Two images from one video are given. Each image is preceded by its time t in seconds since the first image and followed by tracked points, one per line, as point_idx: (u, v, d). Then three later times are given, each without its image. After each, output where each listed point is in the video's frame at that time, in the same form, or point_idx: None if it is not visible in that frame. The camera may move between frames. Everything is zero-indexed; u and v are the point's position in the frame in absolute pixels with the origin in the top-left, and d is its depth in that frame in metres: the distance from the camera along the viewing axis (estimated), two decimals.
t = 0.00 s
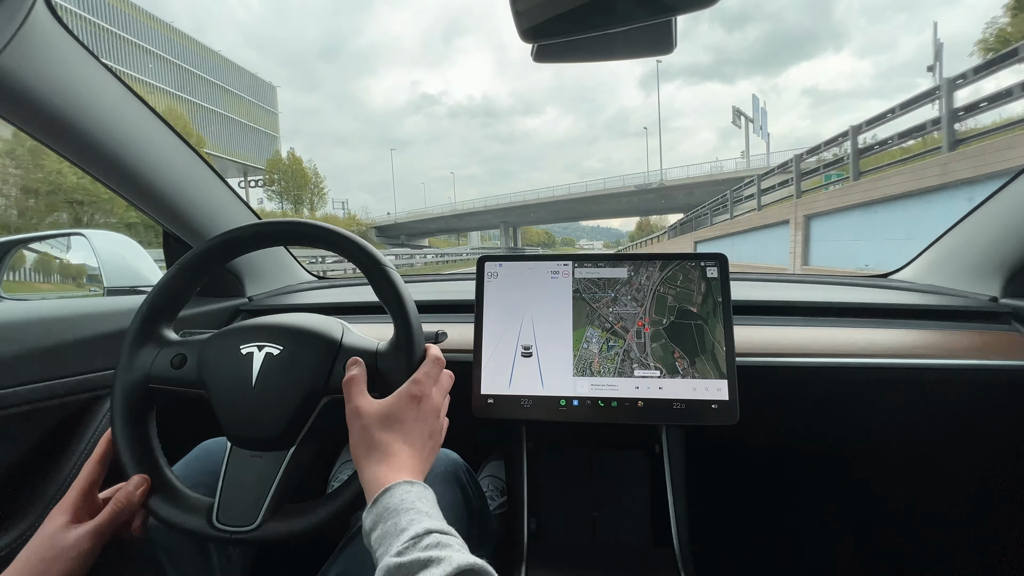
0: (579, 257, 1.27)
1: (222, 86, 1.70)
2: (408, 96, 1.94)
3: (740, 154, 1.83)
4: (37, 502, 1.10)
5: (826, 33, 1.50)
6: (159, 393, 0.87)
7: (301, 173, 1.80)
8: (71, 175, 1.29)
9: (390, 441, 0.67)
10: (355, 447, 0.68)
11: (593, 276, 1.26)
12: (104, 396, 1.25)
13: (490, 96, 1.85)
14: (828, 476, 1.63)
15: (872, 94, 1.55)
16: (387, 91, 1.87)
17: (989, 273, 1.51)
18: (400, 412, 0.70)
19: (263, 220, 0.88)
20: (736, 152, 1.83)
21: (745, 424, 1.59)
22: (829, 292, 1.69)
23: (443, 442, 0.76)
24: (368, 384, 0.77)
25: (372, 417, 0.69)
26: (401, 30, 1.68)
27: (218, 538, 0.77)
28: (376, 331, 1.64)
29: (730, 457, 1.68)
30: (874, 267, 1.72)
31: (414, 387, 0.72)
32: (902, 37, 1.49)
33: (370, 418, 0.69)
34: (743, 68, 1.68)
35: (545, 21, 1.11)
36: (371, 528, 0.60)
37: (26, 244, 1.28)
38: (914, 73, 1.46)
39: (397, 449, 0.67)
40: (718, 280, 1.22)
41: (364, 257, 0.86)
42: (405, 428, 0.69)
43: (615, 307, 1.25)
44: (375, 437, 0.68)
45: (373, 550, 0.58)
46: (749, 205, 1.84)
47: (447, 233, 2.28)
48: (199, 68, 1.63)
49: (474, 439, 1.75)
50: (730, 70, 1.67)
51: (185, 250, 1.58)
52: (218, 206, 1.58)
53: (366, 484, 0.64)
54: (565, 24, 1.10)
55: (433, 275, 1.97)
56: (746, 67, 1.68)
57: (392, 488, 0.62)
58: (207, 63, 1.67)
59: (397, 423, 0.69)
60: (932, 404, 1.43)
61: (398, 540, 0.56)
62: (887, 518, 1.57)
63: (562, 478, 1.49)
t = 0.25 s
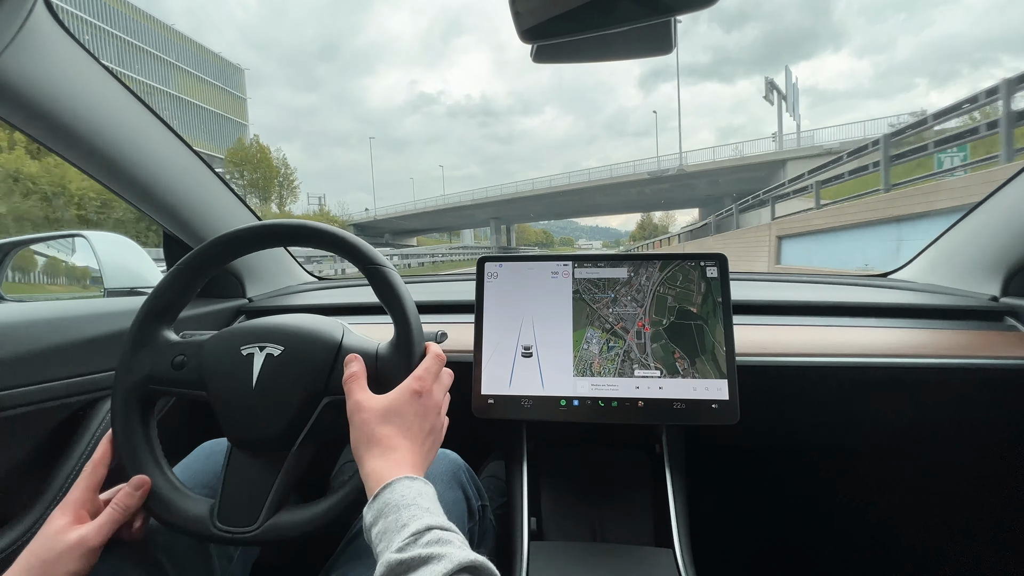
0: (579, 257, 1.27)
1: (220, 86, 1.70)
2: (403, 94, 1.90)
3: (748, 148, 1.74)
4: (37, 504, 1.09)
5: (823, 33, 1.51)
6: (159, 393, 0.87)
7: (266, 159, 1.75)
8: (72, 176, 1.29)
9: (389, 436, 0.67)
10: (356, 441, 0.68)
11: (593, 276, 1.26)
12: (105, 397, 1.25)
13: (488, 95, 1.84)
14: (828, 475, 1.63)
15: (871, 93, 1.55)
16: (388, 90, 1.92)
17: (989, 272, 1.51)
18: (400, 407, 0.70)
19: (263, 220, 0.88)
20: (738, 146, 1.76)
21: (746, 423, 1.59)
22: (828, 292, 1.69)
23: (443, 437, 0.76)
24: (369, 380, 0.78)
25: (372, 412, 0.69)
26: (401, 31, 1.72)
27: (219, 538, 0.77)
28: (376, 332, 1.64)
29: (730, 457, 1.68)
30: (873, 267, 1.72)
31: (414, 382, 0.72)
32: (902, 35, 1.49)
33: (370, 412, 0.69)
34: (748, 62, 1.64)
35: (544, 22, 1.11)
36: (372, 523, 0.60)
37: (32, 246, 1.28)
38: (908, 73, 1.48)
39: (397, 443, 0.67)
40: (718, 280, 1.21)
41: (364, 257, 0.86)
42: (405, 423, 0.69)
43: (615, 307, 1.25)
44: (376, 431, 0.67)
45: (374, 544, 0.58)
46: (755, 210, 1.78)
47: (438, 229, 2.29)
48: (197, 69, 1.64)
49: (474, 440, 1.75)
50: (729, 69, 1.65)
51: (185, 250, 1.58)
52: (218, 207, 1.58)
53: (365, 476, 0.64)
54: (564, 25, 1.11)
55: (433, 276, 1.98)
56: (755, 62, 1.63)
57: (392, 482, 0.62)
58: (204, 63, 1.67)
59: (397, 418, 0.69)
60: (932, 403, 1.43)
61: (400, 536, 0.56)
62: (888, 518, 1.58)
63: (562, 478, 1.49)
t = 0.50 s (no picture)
0: (579, 257, 1.27)
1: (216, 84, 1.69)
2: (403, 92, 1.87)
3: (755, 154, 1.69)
4: (38, 504, 1.09)
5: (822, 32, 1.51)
6: (160, 393, 0.87)
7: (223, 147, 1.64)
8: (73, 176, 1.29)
9: (394, 445, 0.67)
10: (360, 453, 0.68)
11: (593, 276, 1.26)
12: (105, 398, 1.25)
13: (486, 94, 1.83)
14: (828, 474, 1.64)
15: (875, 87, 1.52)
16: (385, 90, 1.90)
17: (989, 272, 1.51)
18: (403, 415, 0.69)
19: (263, 221, 0.88)
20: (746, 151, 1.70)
21: (746, 422, 1.59)
22: (828, 291, 1.69)
23: (445, 444, 0.76)
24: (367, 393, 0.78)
25: (375, 422, 0.69)
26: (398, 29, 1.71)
27: (219, 539, 0.77)
28: (377, 332, 1.64)
29: (731, 457, 1.68)
30: (873, 267, 1.72)
31: (415, 390, 0.72)
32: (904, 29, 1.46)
33: (372, 423, 0.69)
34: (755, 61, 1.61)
35: (543, 22, 1.11)
36: (379, 530, 0.60)
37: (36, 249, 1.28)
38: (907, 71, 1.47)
39: (402, 451, 0.67)
40: (718, 280, 1.21)
41: (365, 258, 0.86)
42: (408, 431, 0.69)
43: (615, 308, 1.25)
44: (380, 441, 0.67)
45: (381, 553, 0.58)
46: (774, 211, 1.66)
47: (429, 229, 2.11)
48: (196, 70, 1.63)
49: (474, 440, 1.75)
50: (727, 70, 1.67)
51: (185, 250, 1.58)
52: (215, 208, 1.58)
53: (373, 488, 0.64)
54: (564, 26, 1.11)
55: (432, 276, 1.98)
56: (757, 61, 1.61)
57: (400, 490, 0.61)
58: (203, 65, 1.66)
59: (400, 426, 0.69)
60: (932, 403, 1.43)
61: (407, 544, 0.55)
62: (885, 514, 1.60)
63: (562, 478, 1.49)
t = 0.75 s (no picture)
0: (579, 257, 1.27)
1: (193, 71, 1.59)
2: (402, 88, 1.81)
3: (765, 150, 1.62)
4: (38, 505, 1.09)
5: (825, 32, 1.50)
6: (160, 393, 0.87)
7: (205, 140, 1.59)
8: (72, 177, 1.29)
9: (392, 445, 0.67)
10: (359, 454, 0.67)
11: (593, 277, 1.26)
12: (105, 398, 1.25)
13: (484, 94, 1.83)
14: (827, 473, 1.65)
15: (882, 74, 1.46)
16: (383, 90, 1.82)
17: (989, 272, 1.51)
18: (403, 417, 0.69)
19: (264, 221, 0.88)
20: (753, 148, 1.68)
21: (746, 422, 1.59)
22: (827, 292, 1.69)
23: (444, 446, 0.76)
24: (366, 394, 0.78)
25: (374, 423, 0.69)
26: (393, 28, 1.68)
27: (220, 539, 0.77)
28: (377, 332, 1.65)
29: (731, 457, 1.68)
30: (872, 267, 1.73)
31: (415, 392, 0.72)
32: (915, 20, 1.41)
33: (371, 423, 0.69)
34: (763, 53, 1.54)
35: (544, 23, 1.11)
36: (377, 531, 0.60)
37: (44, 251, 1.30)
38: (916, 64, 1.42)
39: (402, 453, 0.67)
40: (719, 281, 1.21)
41: (365, 258, 0.86)
42: (408, 432, 0.69)
43: (615, 309, 1.25)
44: (379, 442, 0.67)
45: (379, 554, 0.58)
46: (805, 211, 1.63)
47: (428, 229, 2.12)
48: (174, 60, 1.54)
49: (474, 439, 1.75)
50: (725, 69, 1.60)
51: (185, 251, 1.58)
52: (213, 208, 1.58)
53: (371, 489, 0.64)
54: (564, 26, 1.11)
55: (432, 277, 1.98)
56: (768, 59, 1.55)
57: (398, 491, 0.61)
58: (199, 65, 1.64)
59: (400, 427, 0.69)
60: (932, 404, 1.43)
61: (405, 544, 0.55)
62: (885, 514, 1.60)
63: (562, 478, 1.50)
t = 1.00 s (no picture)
0: (580, 256, 1.26)
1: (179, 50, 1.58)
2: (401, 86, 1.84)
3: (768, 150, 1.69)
4: (39, 503, 1.09)
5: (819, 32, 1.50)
6: (161, 392, 0.87)
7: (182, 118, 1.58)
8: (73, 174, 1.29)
9: (389, 443, 0.67)
10: (356, 450, 0.68)
11: (594, 276, 1.26)
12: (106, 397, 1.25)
13: (483, 93, 1.85)
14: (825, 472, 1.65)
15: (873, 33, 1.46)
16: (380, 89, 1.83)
17: (990, 271, 1.51)
18: (401, 414, 0.70)
19: (265, 220, 0.88)
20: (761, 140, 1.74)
21: (747, 421, 1.59)
22: (827, 291, 1.69)
23: (442, 445, 0.76)
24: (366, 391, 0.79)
25: (373, 420, 0.69)
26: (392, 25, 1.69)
27: (220, 538, 0.77)
28: (377, 331, 1.65)
29: (731, 455, 1.69)
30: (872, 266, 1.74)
31: (415, 390, 0.73)
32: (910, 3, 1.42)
33: (369, 420, 0.69)
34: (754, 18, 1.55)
35: (544, 22, 1.11)
36: (373, 529, 0.60)
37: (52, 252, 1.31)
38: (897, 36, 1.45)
39: (399, 450, 0.67)
40: (719, 280, 1.21)
41: (365, 257, 0.86)
42: (406, 429, 0.69)
43: (615, 309, 1.25)
44: (377, 439, 0.67)
45: (374, 551, 0.58)
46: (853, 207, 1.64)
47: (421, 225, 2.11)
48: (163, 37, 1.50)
49: (475, 438, 1.75)
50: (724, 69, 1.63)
51: (185, 250, 1.58)
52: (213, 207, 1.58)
53: (367, 485, 0.64)
54: (565, 26, 1.11)
55: (433, 276, 1.99)
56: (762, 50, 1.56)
57: (393, 489, 0.61)
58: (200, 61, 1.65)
59: (398, 425, 0.69)
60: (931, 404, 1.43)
61: (400, 541, 0.55)
62: (883, 510, 1.62)
63: (562, 477, 1.50)
